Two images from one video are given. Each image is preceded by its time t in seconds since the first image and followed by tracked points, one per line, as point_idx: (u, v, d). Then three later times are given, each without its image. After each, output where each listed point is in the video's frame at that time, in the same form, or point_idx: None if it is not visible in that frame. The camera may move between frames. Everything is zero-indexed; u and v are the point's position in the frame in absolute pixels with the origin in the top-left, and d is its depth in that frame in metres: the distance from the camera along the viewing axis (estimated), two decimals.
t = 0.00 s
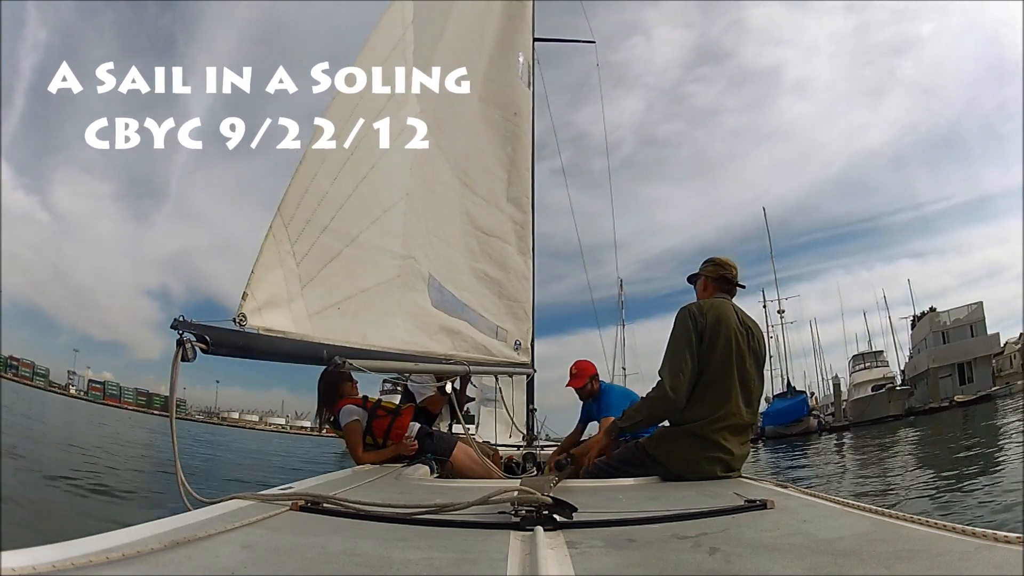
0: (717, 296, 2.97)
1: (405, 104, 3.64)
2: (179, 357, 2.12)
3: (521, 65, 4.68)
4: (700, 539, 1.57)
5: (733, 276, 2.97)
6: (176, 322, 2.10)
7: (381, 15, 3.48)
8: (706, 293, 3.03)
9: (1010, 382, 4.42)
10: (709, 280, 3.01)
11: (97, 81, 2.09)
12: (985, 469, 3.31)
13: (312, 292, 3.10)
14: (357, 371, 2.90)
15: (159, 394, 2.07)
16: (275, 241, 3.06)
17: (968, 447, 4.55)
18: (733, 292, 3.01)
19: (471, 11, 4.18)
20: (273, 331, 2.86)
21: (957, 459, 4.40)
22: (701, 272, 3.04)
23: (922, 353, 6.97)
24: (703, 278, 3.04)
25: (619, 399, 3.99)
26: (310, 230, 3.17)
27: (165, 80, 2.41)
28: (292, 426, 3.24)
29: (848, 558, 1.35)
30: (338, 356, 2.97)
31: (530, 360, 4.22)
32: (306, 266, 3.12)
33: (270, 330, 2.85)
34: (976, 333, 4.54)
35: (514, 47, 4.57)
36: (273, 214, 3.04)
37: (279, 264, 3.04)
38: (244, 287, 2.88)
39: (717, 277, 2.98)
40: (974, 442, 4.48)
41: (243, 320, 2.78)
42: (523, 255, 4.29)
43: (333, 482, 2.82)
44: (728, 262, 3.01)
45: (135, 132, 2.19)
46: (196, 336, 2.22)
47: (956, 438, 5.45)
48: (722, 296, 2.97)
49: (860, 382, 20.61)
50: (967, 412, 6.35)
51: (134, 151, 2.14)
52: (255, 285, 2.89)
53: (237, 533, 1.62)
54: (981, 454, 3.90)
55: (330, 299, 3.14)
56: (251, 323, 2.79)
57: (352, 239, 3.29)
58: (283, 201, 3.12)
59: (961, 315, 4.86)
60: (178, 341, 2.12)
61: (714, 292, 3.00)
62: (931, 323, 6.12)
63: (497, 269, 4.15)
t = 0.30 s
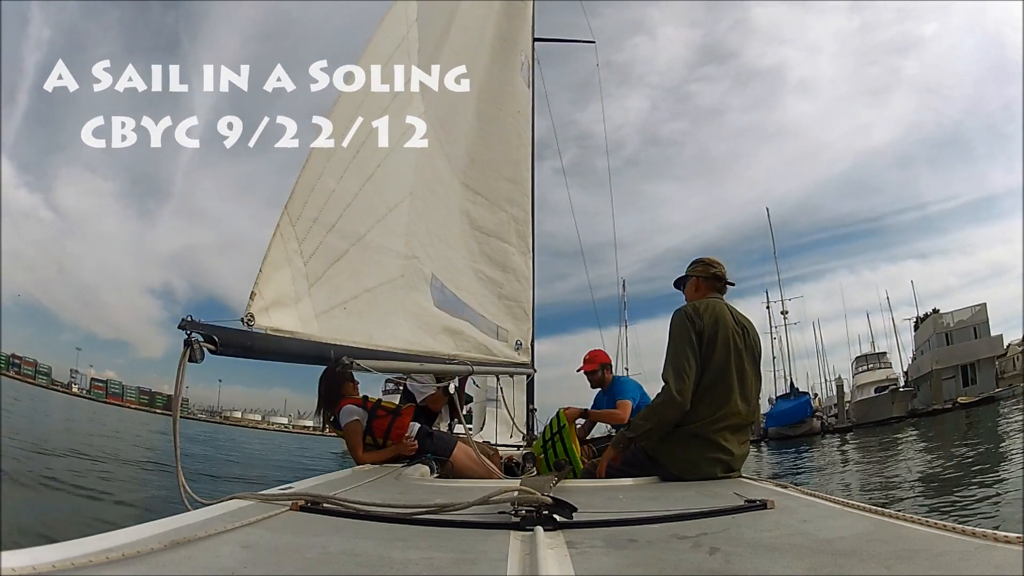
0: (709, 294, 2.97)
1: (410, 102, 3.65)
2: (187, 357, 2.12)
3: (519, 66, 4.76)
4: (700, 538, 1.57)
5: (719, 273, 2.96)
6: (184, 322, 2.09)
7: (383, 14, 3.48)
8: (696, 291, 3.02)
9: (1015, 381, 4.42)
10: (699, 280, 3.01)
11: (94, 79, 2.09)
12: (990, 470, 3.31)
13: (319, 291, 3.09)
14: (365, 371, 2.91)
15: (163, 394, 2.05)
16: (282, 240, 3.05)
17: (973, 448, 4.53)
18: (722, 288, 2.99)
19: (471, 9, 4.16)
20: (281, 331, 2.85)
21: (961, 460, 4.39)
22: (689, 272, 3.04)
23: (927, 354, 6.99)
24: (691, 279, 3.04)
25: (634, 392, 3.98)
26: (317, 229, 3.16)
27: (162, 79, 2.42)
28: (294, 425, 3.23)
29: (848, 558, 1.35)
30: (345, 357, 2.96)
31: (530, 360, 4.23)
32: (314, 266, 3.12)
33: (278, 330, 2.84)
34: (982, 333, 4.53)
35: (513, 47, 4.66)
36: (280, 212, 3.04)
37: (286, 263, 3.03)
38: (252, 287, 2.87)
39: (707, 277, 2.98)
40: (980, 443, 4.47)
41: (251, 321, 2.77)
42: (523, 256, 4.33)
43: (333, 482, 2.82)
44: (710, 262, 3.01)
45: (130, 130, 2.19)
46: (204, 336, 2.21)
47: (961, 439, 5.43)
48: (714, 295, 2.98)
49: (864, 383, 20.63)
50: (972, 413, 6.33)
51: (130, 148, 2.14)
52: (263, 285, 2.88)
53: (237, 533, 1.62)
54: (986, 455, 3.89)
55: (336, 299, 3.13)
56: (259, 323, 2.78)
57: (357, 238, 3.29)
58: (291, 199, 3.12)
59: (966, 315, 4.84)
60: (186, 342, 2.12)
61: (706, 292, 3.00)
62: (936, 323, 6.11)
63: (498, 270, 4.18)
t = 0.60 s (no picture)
0: (701, 294, 2.97)
1: (415, 101, 3.67)
2: (199, 358, 2.12)
3: (521, 61, 4.63)
4: (700, 538, 1.57)
5: (708, 272, 2.97)
6: (195, 323, 2.09)
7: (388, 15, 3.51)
8: (684, 290, 3.03)
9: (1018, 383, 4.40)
10: (689, 280, 3.01)
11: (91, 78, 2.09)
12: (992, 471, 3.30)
13: (326, 291, 3.11)
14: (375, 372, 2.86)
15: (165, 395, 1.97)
16: (291, 238, 3.13)
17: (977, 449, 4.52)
18: (710, 287, 3.00)
19: (472, 9, 4.16)
20: (290, 331, 2.88)
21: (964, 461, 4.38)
22: (678, 273, 3.05)
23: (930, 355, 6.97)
24: (682, 279, 3.04)
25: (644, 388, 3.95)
26: (325, 227, 3.21)
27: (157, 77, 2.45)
28: (297, 425, 3.26)
29: (848, 558, 1.35)
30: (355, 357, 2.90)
31: (530, 360, 4.20)
32: (322, 265, 3.16)
33: (287, 329, 2.87)
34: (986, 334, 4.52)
35: (514, 49, 4.58)
36: (289, 211, 3.11)
37: (295, 263, 3.09)
38: (262, 287, 2.92)
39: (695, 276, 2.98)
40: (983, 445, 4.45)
41: (261, 320, 2.81)
42: (525, 256, 4.27)
43: (332, 481, 2.81)
44: (696, 263, 3.02)
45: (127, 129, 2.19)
46: (215, 337, 2.21)
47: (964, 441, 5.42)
48: (705, 294, 2.98)
49: (866, 383, 20.59)
50: (975, 415, 6.32)
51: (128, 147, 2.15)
52: (273, 285, 2.93)
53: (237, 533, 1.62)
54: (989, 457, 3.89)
55: (342, 298, 3.14)
56: (269, 323, 2.81)
57: (363, 238, 3.31)
58: (300, 198, 3.20)
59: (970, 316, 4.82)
60: (197, 342, 2.11)
61: (699, 291, 3.00)
62: (941, 324, 6.08)
63: (501, 270, 4.16)
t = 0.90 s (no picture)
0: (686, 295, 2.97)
1: (416, 100, 3.68)
2: (206, 357, 2.12)
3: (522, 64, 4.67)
4: (700, 538, 1.57)
5: (688, 270, 2.97)
6: (204, 323, 2.08)
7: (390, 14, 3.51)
8: (668, 293, 3.04)
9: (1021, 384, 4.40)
10: (670, 282, 3.01)
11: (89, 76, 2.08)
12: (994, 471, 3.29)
13: (334, 290, 3.09)
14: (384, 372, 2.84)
15: (168, 394, 1.98)
16: (298, 237, 3.07)
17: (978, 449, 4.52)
18: (696, 285, 3.00)
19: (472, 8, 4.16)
20: (299, 331, 2.84)
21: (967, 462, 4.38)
22: (659, 275, 3.05)
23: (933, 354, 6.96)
24: (665, 282, 3.05)
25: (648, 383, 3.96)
26: (331, 226, 3.17)
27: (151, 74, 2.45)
28: (300, 424, 3.29)
29: (848, 558, 1.35)
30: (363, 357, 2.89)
31: (529, 360, 4.21)
32: (329, 264, 3.13)
33: (296, 329, 2.84)
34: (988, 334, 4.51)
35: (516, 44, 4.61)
36: (296, 210, 3.06)
37: (303, 262, 3.04)
38: (271, 285, 2.88)
39: (677, 277, 2.99)
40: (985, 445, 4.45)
41: (270, 320, 2.78)
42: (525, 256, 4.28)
43: (331, 481, 2.81)
44: (679, 263, 3.02)
45: (121, 127, 2.19)
46: (225, 336, 2.18)
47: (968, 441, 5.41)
48: (690, 293, 2.97)
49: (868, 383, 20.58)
50: (978, 415, 6.31)
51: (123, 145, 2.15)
52: (282, 284, 2.88)
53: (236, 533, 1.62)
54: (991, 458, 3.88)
55: (349, 297, 3.13)
56: (278, 323, 2.78)
57: (368, 237, 3.30)
58: (307, 197, 3.15)
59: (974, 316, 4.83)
60: (205, 342, 2.11)
61: (682, 291, 3.00)
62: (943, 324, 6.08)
63: (498, 269, 4.18)
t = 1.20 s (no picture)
0: (662, 303, 2.97)
1: (414, 98, 3.67)
2: (206, 356, 2.15)
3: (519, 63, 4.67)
4: (700, 538, 1.57)
5: (660, 280, 2.99)
6: (204, 321, 2.09)
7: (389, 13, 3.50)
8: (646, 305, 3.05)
9: None
10: (646, 293, 3.03)
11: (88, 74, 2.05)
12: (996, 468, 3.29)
13: (334, 289, 3.08)
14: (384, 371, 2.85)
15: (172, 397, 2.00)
16: (298, 237, 3.06)
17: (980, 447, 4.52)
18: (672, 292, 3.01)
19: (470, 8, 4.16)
20: (299, 331, 2.85)
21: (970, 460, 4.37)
22: (633, 289, 3.06)
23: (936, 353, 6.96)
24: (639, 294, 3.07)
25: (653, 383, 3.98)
26: (330, 226, 3.16)
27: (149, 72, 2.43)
28: (305, 425, 3.30)
29: (848, 558, 1.35)
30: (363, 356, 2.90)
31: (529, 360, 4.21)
32: (329, 263, 3.12)
33: (296, 329, 2.84)
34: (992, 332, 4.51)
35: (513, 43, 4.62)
36: (296, 209, 3.04)
37: (303, 261, 3.03)
38: (271, 285, 2.87)
39: (651, 288, 3.00)
40: (988, 444, 4.44)
41: (269, 320, 2.78)
42: (523, 257, 4.29)
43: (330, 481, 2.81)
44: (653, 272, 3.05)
45: (118, 125, 2.18)
46: (224, 336, 2.20)
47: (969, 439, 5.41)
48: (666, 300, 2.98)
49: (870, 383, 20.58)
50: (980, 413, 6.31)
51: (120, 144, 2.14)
52: (282, 284, 2.88)
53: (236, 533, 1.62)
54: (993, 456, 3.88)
55: (350, 297, 3.13)
56: (277, 322, 2.78)
57: (368, 236, 3.29)
58: (306, 196, 3.14)
59: (977, 315, 4.82)
60: (205, 342, 2.13)
61: (658, 300, 3.01)
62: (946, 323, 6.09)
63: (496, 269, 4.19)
